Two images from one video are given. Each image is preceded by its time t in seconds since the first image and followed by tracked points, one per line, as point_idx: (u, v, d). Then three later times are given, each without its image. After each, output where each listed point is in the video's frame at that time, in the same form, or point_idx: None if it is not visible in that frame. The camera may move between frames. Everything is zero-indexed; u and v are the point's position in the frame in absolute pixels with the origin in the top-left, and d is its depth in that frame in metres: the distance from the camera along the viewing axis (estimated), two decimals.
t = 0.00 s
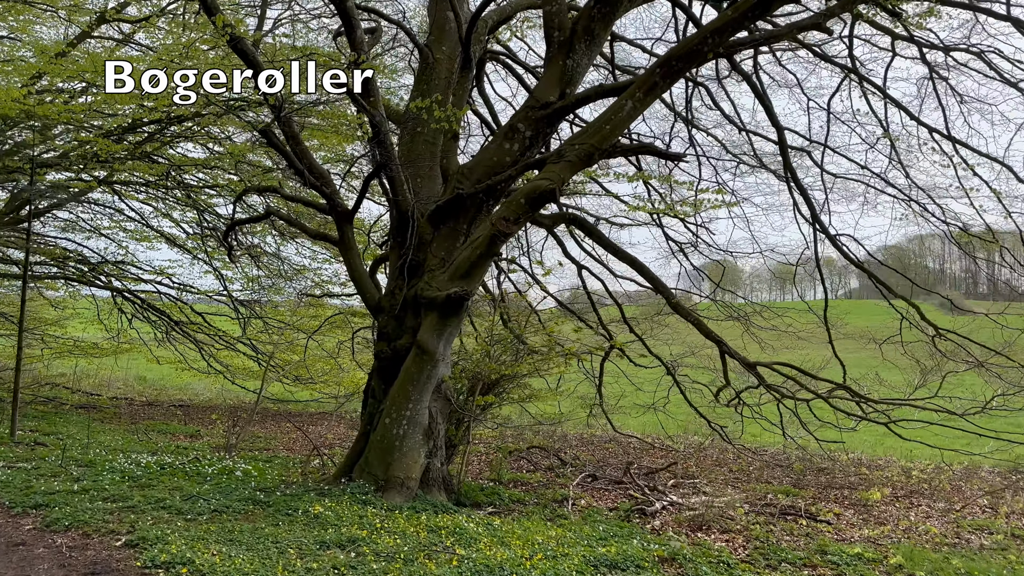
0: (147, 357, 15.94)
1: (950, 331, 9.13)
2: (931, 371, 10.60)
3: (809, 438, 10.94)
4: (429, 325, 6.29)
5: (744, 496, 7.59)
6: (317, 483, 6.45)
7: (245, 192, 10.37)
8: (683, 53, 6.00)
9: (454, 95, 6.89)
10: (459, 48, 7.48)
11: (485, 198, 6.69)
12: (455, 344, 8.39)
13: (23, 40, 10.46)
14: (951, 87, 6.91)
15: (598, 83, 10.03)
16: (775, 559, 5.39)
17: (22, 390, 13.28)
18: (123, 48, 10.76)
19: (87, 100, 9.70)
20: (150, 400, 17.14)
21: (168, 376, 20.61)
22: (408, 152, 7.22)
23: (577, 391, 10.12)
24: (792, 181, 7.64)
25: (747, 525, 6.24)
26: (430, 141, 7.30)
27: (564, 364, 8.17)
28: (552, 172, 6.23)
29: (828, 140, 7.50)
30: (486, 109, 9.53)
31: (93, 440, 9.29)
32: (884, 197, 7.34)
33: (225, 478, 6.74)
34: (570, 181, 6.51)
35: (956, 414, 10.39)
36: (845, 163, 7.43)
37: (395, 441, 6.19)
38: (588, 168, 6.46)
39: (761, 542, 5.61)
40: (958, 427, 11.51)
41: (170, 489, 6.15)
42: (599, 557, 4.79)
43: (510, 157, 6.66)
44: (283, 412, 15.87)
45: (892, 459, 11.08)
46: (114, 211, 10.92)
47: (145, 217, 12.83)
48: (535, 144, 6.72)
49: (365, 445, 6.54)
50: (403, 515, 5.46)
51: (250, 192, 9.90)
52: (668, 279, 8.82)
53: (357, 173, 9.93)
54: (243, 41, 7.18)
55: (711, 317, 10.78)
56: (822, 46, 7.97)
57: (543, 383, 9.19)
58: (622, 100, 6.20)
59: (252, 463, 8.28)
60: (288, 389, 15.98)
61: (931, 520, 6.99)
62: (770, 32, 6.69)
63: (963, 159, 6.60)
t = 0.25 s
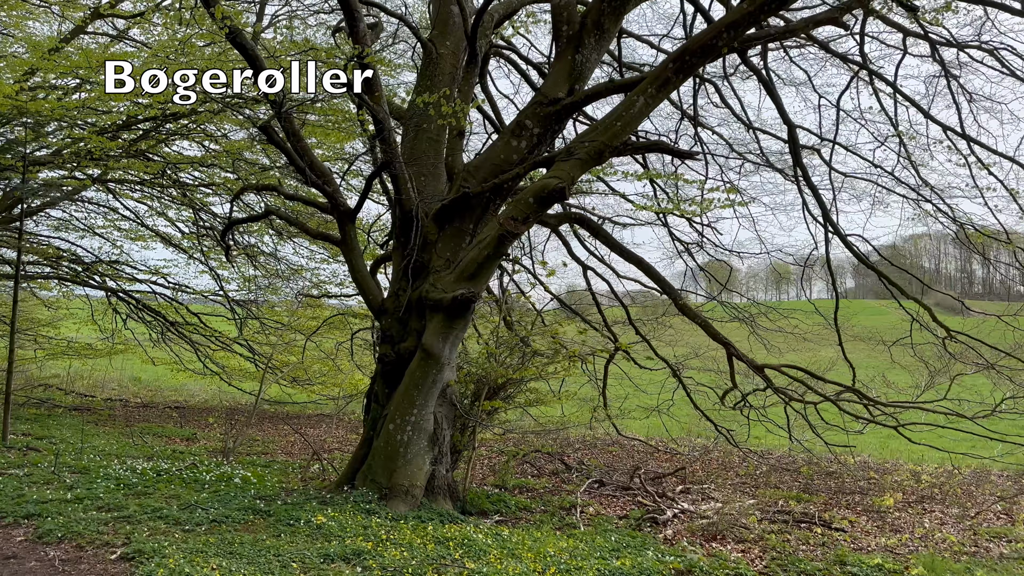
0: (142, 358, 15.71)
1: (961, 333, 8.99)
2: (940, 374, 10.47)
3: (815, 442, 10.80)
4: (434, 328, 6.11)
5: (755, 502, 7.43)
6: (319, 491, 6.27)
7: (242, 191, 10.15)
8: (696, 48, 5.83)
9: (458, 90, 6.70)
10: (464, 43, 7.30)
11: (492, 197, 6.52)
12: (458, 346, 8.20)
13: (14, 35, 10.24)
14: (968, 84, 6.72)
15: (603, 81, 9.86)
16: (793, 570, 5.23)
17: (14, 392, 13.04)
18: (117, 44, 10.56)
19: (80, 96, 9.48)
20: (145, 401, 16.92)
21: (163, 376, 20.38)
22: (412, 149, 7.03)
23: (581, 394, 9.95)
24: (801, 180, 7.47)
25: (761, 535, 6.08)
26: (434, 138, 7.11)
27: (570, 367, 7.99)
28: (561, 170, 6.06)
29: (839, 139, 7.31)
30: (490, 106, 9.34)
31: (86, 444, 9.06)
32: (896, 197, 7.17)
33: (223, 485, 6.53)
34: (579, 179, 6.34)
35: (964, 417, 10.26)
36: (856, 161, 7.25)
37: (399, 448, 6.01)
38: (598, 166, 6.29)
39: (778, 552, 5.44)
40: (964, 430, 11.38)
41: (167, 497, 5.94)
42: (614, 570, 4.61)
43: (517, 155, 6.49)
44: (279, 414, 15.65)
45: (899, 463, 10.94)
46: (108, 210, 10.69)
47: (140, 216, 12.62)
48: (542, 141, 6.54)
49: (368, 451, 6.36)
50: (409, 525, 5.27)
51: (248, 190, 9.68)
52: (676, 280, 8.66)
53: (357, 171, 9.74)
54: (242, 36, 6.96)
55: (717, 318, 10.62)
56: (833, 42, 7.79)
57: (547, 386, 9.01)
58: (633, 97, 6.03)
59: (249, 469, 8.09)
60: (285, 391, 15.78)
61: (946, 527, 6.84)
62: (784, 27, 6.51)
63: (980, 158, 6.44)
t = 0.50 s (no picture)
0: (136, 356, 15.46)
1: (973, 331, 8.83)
2: (948, 373, 10.32)
3: (822, 442, 10.65)
4: (440, 326, 5.91)
5: (766, 504, 7.25)
6: (320, 495, 6.07)
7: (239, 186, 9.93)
8: (711, 37, 5.64)
9: (463, 81, 6.50)
10: (468, 33, 7.09)
11: (499, 191, 6.32)
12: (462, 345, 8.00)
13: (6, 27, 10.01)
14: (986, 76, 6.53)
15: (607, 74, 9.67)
16: None
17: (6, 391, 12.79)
18: (111, 36, 10.33)
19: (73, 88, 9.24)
20: (140, 400, 16.67)
21: (158, 375, 20.13)
22: (415, 142, 6.83)
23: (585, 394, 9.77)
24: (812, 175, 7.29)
25: (776, 539, 5.90)
26: (438, 131, 6.91)
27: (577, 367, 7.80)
28: (570, 163, 5.87)
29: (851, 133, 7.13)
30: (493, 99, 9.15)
31: (79, 445, 8.83)
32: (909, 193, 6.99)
33: (221, 489, 6.31)
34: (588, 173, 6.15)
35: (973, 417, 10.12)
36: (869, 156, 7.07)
37: (403, 450, 5.82)
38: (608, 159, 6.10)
39: (796, 558, 5.26)
40: (972, 429, 11.25)
41: (163, 502, 5.71)
42: None
43: (524, 147, 6.29)
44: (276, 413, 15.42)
45: (907, 463, 10.80)
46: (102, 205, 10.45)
47: (134, 212, 12.38)
48: (551, 133, 6.35)
49: (371, 453, 6.17)
50: (416, 531, 5.07)
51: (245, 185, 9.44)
52: (684, 277, 8.48)
53: (357, 166, 9.51)
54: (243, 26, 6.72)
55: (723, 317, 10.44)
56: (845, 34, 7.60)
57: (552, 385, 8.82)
58: (646, 87, 5.84)
59: (247, 471, 7.88)
60: (282, 390, 15.55)
61: (963, 530, 6.68)
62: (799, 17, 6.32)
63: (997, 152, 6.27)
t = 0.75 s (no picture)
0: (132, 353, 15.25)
1: (986, 328, 8.65)
2: (958, 371, 10.16)
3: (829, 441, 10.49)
4: (445, 321, 5.71)
5: (778, 505, 7.08)
6: (321, 495, 5.90)
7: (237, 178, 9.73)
8: (727, 22, 5.44)
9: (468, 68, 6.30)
10: (472, 20, 6.89)
11: (505, 182, 6.13)
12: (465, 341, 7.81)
13: None
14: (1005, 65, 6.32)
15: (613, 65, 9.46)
16: None
17: None
18: (106, 27, 10.12)
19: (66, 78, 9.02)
20: (136, 397, 16.47)
21: (154, 372, 19.94)
22: (419, 132, 6.63)
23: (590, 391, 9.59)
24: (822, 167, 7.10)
25: (790, 541, 5.73)
26: (442, 120, 6.71)
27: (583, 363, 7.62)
28: (580, 153, 5.67)
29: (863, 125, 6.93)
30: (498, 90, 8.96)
31: (73, 444, 8.63)
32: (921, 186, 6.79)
33: (218, 489, 6.10)
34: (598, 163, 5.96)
35: (984, 415, 9.97)
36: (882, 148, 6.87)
37: (407, 449, 5.64)
38: (618, 149, 5.91)
39: (815, 562, 5.09)
40: (980, 428, 11.10)
41: (159, 503, 5.51)
42: None
43: (532, 137, 6.09)
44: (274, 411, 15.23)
45: (915, 462, 10.66)
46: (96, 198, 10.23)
47: (130, 207, 12.16)
48: (559, 122, 6.15)
49: (373, 452, 5.98)
50: (421, 534, 4.87)
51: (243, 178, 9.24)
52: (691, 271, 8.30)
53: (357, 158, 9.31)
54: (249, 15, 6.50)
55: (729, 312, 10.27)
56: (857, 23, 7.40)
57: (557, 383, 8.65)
58: (658, 74, 5.65)
59: (245, 470, 7.69)
60: (280, 388, 15.35)
61: (980, 532, 6.51)
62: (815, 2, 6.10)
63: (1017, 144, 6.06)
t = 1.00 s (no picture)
0: (127, 351, 15.00)
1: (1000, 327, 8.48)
2: (969, 369, 10.01)
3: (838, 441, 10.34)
4: (452, 319, 5.50)
5: (793, 508, 6.91)
6: (323, 499, 5.68)
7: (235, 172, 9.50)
8: (746, 8, 5.25)
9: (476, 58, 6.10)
10: (478, 8, 6.67)
11: (514, 174, 5.93)
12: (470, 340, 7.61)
13: None
14: None
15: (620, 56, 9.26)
16: None
17: None
18: (99, 18, 9.86)
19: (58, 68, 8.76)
20: (131, 396, 16.22)
21: (150, 370, 19.68)
22: (424, 123, 6.41)
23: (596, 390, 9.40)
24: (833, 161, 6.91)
25: (808, 547, 5.55)
26: (448, 111, 6.50)
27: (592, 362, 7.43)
28: (593, 144, 5.49)
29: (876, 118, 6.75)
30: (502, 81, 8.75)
31: (66, 445, 8.39)
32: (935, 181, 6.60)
33: (217, 493, 5.89)
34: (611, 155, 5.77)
35: (995, 415, 9.83)
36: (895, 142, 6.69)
37: (413, 452, 5.43)
38: (632, 140, 5.74)
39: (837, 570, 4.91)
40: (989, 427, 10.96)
41: (155, 509, 5.29)
42: None
43: (543, 128, 5.90)
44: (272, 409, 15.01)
45: (924, 461, 10.51)
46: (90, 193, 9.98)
47: (125, 202, 11.91)
48: (570, 113, 5.97)
49: (377, 456, 5.77)
50: (430, 542, 4.67)
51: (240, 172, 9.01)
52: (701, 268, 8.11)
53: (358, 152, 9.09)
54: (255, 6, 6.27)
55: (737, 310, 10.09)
56: (871, 12, 7.18)
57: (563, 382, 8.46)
58: (674, 63, 5.47)
59: (244, 473, 7.46)
60: (277, 386, 15.13)
61: (1001, 536, 6.34)
62: None
63: None
